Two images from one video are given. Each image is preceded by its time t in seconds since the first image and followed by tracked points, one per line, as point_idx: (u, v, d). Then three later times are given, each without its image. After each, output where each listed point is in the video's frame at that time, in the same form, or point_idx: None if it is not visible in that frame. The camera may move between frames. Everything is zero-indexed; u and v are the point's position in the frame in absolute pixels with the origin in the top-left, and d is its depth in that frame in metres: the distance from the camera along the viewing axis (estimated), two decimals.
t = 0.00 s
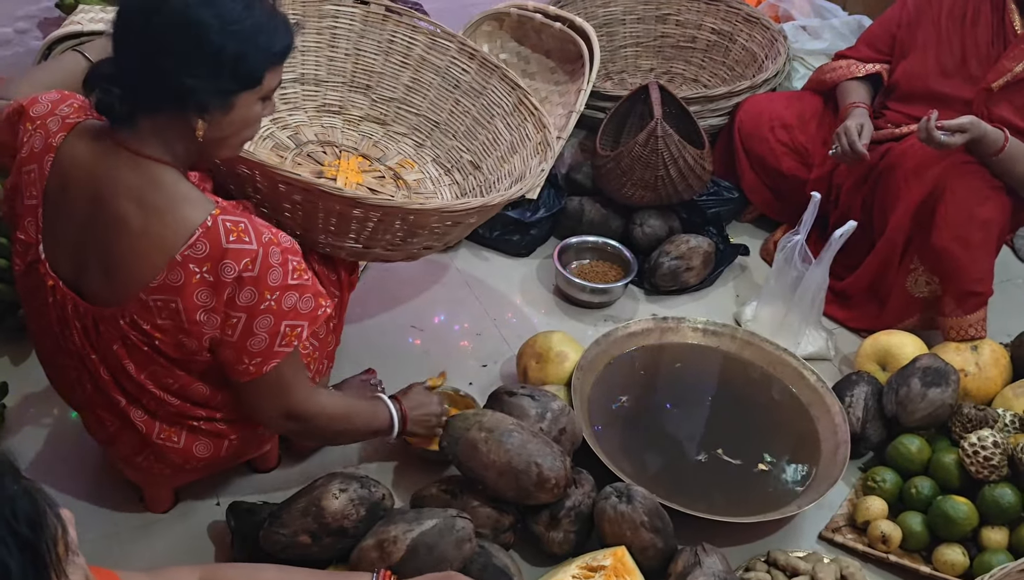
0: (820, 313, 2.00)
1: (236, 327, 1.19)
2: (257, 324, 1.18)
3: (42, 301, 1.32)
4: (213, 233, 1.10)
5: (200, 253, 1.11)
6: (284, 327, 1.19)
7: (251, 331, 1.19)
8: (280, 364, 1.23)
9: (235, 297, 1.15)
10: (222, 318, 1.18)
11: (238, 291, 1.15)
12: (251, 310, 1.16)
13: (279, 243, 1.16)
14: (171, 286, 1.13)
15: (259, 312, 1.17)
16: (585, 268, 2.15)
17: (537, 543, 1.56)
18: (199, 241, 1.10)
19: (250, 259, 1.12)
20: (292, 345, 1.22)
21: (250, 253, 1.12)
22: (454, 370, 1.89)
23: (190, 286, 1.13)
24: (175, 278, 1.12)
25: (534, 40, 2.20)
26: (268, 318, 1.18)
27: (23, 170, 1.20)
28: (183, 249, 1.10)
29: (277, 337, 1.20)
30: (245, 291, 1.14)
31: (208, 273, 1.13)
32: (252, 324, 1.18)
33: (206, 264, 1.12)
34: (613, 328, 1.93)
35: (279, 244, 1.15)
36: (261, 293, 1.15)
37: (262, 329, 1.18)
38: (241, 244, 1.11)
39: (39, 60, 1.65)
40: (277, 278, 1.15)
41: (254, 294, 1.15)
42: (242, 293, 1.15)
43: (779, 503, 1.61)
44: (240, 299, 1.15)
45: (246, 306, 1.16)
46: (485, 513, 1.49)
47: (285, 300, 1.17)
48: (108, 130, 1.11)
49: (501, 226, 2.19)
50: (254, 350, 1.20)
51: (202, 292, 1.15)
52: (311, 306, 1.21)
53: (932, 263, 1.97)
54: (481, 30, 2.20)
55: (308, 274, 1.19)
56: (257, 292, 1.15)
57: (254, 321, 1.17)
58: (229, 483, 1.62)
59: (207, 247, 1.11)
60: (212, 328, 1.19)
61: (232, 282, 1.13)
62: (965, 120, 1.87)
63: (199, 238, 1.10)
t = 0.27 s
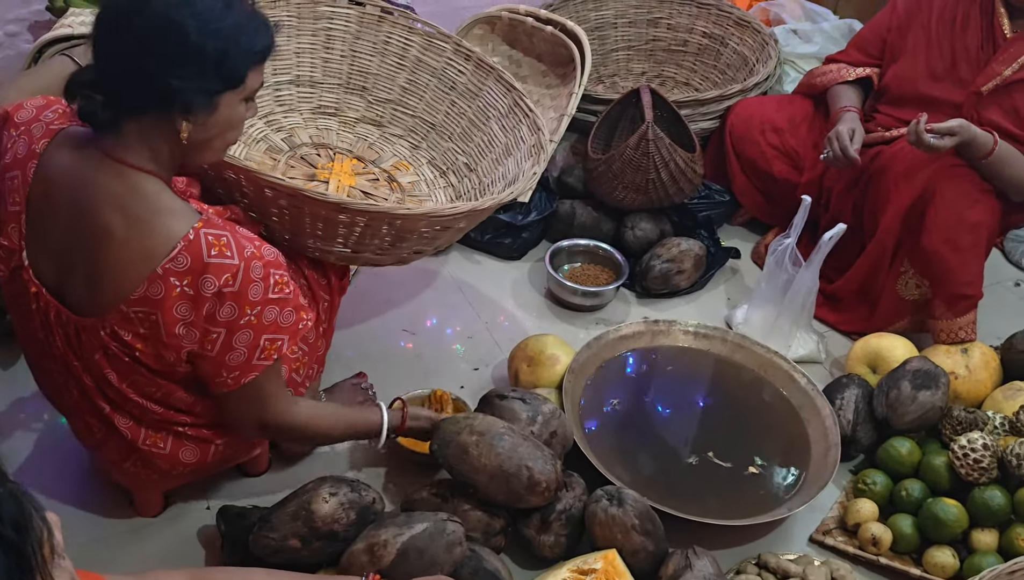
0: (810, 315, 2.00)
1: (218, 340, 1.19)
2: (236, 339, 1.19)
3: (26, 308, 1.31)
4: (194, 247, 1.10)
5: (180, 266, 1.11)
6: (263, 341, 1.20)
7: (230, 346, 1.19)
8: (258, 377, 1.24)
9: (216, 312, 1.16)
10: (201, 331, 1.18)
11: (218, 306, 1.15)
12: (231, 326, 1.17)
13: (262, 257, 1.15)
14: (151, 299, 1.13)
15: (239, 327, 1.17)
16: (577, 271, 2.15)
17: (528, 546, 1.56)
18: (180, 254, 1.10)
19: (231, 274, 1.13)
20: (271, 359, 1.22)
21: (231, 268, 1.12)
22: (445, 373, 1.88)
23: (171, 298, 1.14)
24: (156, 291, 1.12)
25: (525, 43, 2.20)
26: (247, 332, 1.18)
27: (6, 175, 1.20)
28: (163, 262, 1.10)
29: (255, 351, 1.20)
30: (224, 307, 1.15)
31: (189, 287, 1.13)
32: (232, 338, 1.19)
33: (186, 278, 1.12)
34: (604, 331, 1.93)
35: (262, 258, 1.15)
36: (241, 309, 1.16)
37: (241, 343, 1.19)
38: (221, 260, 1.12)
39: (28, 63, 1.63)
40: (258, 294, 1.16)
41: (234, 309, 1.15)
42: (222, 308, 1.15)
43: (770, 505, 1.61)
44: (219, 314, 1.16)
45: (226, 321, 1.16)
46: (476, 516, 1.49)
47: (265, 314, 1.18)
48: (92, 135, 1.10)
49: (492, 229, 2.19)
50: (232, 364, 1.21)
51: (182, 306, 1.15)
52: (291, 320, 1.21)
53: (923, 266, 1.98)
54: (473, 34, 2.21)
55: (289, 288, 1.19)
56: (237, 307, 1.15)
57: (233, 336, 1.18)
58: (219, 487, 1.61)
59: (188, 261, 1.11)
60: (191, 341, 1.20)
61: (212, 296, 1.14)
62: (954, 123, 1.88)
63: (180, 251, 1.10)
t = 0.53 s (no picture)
0: (801, 316, 2.01)
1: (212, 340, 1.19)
2: (239, 339, 1.18)
3: (15, 310, 1.31)
4: (183, 249, 1.10)
5: (170, 269, 1.11)
6: (267, 340, 1.20)
7: (232, 346, 1.19)
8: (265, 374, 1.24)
9: (215, 313, 1.15)
10: (194, 333, 1.18)
11: (212, 308, 1.15)
12: (231, 326, 1.17)
13: (251, 256, 1.16)
14: (141, 302, 1.13)
15: (239, 327, 1.17)
16: (568, 272, 2.16)
17: (518, 547, 1.56)
18: (169, 257, 1.10)
19: (222, 275, 1.13)
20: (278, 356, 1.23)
21: (221, 269, 1.12)
22: (435, 374, 1.88)
23: (162, 301, 1.14)
24: (146, 294, 1.12)
25: (516, 44, 2.20)
26: (249, 332, 1.18)
27: None
28: (153, 266, 1.10)
29: (259, 350, 1.21)
30: (223, 308, 1.15)
31: (179, 289, 1.13)
32: (233, 338, 1.18)
33: (177, 280, 1.12)
34: (595, 332, 1.93)
35: (251, 258, 1.16)
36: (240, 308, 1.16)
37: (242, 343, 1.19)
38: (214, 260, 1.12)
39: (18, 64, 1.63)
40: (255, 291, 1.16)
41: (231, 309, 1.15)
42: (218, 309, 1.15)
43: (759, 505, 1.61)
44: (217, 315, 1.16)
45: (224, 322, 1.16)
46: (466, 517, 1.49)
47: (265, 313, 1.18)
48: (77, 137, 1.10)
49: (483, 230, 2.19)
50: (237, 362, 1.21)
51: (173, 308, 1.15)
52: (291, 316, 1.22)
53: (912, 267, 1.98)
54: (463, 35, 2.21)
55: (282, 285, 1.20)
56: (235, 307, 1.15)
57: (235, 336, 1.18)
58: (209, 489, 1.61)
59: (178, 264, 1.11)
60: (183, 343, 1.20)
61: (204, 298, 1.14)
62: (943, 124, 1.89)
63: (170, 254, 1.10)
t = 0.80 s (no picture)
0: (796, 316, 2.01)
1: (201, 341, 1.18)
2: (220, 341, 1.18)
3: (9, 310, 1.30)
4: (180, 248, 1.09)
5: (167, 268, 1.10)
6: (244, 344, 1.19)
7: (212, 349, 1.19)
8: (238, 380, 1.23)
9: (200, 314, 1.15)
10: (188, 333, 1.18)
11: (204, 308, 1.14)
12: (215, 327, 1.16)
13: (247, 257, 1.15)
14: (138, 301, 1.13)
15: (222, 329, 1.17)
16: (563, 272, 2.16)
17: (513, 547, 1.56)
18: (166, 256, 1.09)
19: (218, 275, 1.12)
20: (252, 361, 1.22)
21: (217, 269, 1.12)
22: (430, 374, 1.88)
23: (157, 300, 1.13)
24: (143, 292, 1.12)
25: (512, 45, 2.21)
26: (230, 335, 1.18)
27: None
28: (150, 264, 1.09)
29: (236, 355, 1.20)
30: (208, 309, 1.14)
31: (176, 289, 1.12)
32: (215, 340, 1.18)
33: (173, 279, 1.11)
34: (590, 332, 1.93)
35: (247, 260, 1.15)
36: (224, 310, 1.15)
37: (223, 345, 1.19)
38: (209, 260, 1.11)
39: (12, 64, 1.62)
40: (240, 295, 1.15)
41: (218, 310, 1.15)
42: (207, 310, 1.15)
43: (755, 506, 1.61)
44: (204, 316, 1.15)
45: (210, 322, 1.16)
46: (461, 517, 1.48)
47: (246, 317, 1.17)
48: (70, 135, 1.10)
49: (479, 230, 2.19)
50: (214, 366, 1.20)
51: (169, 307, 1.14)
52: (271, 322, 1.21)
53: (907, 267, 1.98)
54: (459, 35, 2.21)
55: (272, 291, 1.19)
56: (221, 309, 1.15)
57: (217, 338, 1.18)
58: (204, 489, 1.61)
59: (174, 263, 1.10)
60: (177, 343, 1.19)
61: (198, 298, 1.13)
62: (938, 124, 1.89)
63: (167, 253, 1.09)
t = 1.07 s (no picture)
0: (792, 316, 2.01)
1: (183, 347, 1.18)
2: (204, 347, 1.18)
3: (4, 309, 1.31)
4: (168, 252, 1.10)
5: (154, 272, 1.11)
6: (229, 350, 1.19)
7: (197, 354, 1.19)
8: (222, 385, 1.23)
9: (184, 319, 1.15)
10: (172, 339, 1.18)
11: (187, 314, 1.15)
12: (200, 333, 1.16)
13: (235, 264, 1.16)
14: (125, 305, 1.13)
15: (207, 335, 1.17)
16: (560, 272, 2.16)
17: (510, 547, 1.56)
18: (154, 260, 1.10)
19: (203, 281, 1.12)
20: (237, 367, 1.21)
21: (203, 275, 1.12)
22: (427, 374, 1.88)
23: (143, 304, 1.14)
24: (130, 296, 1.12)
25: (509, 45, 2.21)
26: (214, 341, 1.18)
27: None
28: (138, 268, 1.10)
29: (221, 360, 1.20)
30: (194, 315, 1.15)
31: (161, 293, 1.13)
32: (200, 346, 1.18)
33: (159, 283, 1.12)
34: (587, 332, 1.93)
35: (235, 266, 1.15)
36: (209, 316, 1.15)
37: (207, 352, 1.18)
38: (195, 265, 1.11)
39: (7, 64, 1.62)
40: (228, 302, 1.16)
41: (204, 316, 1.15)
42: (191, 316, 1.15)
43: (750, 505, 1.61)
44: (189, 322, 1.15)
45: (195, 328, 1.16)
46: (458, 517, 1.49)
47: (232, 324, 1.17)
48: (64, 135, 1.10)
49: (475, 231, 2.19)
50: (197, 371, 1.20)
51: (155, 312, 1.15)
52: (258, 329, 1.21)
53: (903, 267, 1.99)
54: (455, 36, 2.22)
55: (260, 298, 1.19)
56: (206, 315, 1.15)
57: (201, 344, 1.17)
58: (200, 489, 1.61)
59: (161, 266, 1.11)
60: (161, 348, 1.19)
61: (182, 303, 1.13)
62: (934, 124, 1.90)
63: (154, 257, 1.10)
